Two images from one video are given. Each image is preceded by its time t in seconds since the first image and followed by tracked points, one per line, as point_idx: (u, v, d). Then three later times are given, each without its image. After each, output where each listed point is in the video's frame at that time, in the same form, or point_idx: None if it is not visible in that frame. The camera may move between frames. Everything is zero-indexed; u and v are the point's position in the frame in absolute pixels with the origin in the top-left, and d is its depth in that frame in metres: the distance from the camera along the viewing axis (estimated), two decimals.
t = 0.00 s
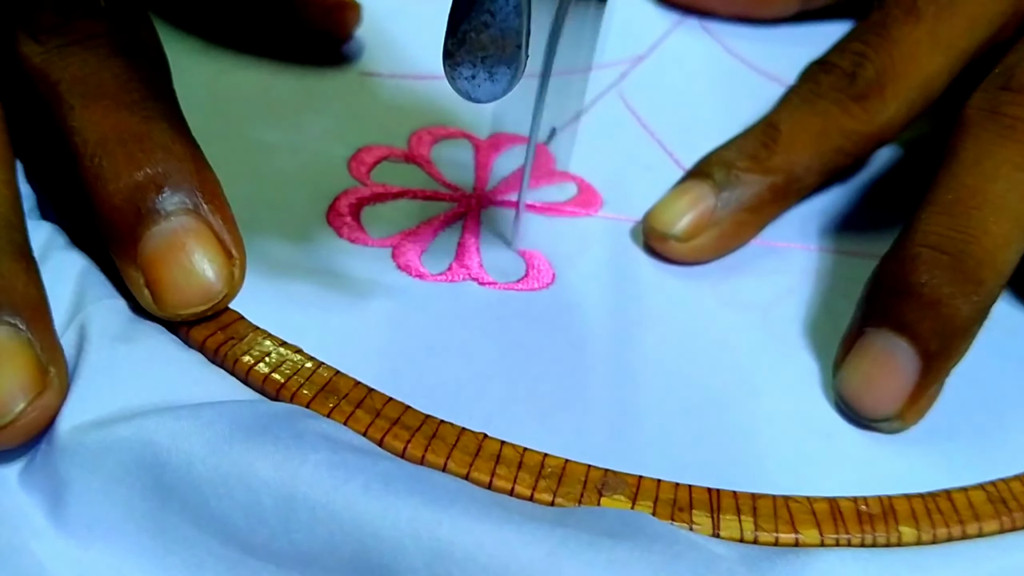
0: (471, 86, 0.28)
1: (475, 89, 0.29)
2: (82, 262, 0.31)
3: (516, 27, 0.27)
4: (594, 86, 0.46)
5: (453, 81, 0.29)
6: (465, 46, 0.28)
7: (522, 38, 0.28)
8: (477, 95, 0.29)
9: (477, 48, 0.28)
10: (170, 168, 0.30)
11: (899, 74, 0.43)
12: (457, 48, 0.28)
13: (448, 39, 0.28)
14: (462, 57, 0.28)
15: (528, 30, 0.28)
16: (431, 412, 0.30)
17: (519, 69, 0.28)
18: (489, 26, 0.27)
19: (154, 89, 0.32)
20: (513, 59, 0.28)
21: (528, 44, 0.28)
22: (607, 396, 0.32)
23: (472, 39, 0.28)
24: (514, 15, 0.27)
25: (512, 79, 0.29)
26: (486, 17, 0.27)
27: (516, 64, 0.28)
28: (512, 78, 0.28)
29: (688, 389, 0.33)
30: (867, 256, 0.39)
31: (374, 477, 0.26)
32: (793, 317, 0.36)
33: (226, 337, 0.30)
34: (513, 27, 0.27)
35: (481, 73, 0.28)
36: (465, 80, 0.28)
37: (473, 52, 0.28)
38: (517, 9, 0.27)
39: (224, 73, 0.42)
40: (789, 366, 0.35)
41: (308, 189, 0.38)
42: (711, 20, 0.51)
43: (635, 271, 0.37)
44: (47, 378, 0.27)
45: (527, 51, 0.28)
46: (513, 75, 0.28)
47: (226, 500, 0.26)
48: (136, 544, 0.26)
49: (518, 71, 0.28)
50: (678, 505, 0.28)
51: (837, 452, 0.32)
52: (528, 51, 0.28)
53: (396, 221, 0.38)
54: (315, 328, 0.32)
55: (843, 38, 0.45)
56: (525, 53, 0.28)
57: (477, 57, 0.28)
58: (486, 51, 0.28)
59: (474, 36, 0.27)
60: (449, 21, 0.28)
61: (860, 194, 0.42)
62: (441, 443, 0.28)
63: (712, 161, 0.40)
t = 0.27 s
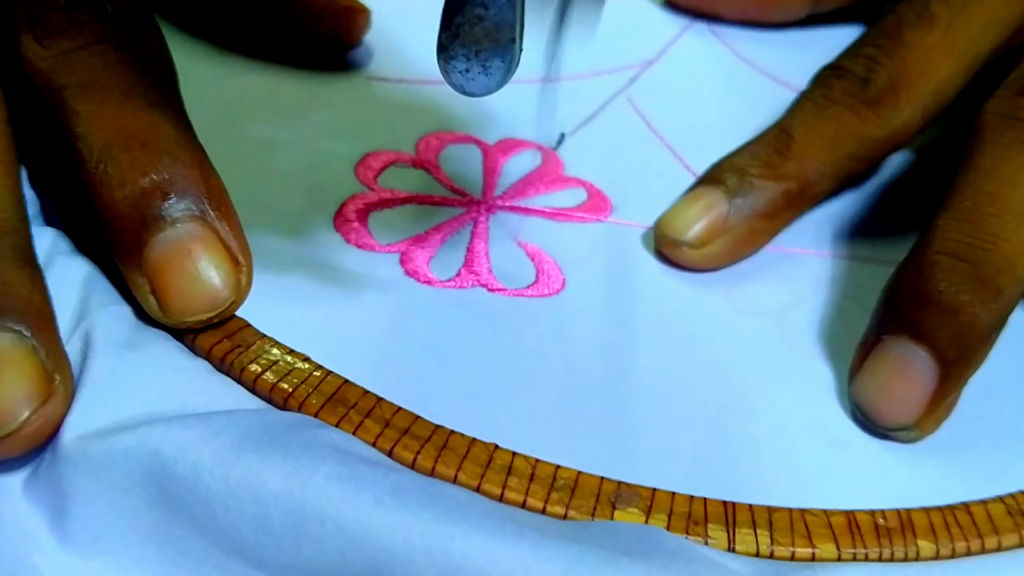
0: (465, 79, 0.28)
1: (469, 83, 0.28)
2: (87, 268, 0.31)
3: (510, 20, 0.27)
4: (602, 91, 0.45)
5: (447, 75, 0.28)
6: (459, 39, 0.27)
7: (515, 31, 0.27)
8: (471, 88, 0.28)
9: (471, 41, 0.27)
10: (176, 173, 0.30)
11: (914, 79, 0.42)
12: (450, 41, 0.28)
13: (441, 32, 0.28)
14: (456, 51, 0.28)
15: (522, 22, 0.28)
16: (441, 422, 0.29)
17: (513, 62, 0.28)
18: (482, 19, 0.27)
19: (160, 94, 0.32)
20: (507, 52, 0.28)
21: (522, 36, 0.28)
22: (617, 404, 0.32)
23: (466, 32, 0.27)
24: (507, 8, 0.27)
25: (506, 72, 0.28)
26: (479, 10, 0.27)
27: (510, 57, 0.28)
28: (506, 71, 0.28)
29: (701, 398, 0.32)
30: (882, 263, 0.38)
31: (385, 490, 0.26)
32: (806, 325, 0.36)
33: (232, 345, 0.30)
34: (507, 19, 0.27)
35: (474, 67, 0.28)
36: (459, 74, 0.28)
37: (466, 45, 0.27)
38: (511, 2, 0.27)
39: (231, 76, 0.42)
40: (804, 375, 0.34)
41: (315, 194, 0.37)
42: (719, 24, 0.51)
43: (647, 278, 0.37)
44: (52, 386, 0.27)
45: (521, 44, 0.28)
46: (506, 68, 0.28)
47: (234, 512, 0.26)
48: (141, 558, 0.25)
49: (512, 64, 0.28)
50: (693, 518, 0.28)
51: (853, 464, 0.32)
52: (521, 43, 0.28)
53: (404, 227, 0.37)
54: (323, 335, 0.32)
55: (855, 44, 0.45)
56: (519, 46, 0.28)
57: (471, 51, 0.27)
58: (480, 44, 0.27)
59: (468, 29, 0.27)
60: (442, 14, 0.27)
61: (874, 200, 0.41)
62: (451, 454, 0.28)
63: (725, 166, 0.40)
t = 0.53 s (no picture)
0: (465, 74, 0.29)
1: (469, 78, 0.29)
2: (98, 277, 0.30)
3: (509, 16, 0.28)
4: (617, 95, 0.45)
5: (448, 69, 0.29)
6: (460, 34, 0.28)
7: (514, 27, 0.28)
8: (471, 83, 0.29)
9: (471, 36, 0.28)
10: (190, 182, 0.29)
11: (932, 85, 0.42)
12: (451, 37, 0.29)
13: (443, 29, 0.29)
14: (456, 46, 0.29)
15: (521, 19, 0.29)
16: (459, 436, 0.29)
17: (512, 57, 0.29)
18: (482, 15, 0.28)
19: (173, 102, 0.32)
20: (506, 47, 0.29)
21: (522, 32, 0.29)
22: (636, 416, 0.31)
23: (466, 27, 0.28)
24: (507, 4, 0.28)
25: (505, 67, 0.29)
26: (479, 6, 0.28)
27: (510, 52, 0.29)
28: (505, 65, 0.29)
29: (721, 410, 0.32)
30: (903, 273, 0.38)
31: (405, 508, 0.25)
32: (826, 335, 0.35)
33: (247, 357, 0.29)
34: (506, 14, 0.28)
35: (474, 62, 0.29)
36: (460, 69, 0.29)
37: (466, 41, 0.28)
38: None
39: (241, 82, 0.41)
40: (825, 385, 0.34)
41: (328, 201, 0.37)
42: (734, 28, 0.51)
43: (664, 287, 0.36)
44: (67, 398, 0.26)
45: (520, 40, 0.29)
46: (506, 63, 0.29)
47: (252, 528, 0.25)
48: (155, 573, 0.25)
49: (511, 60, 0.29)
50: (716, 535, 0.27)
51: (876, 478, 0.31)
52: (521, 39, 0.29)
53: (417, 235, 0.37)
54: (337, 346, 0.31)
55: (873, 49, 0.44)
56: (519, 42, 0.29)
57: (471, 46, 0.28)
58: (480, 39, 0.28)
59: (468, 24, 0.28)
60: (444, 10, 0.29)
61: (891, 208, 0.41)
62: (469, 468, 0.27)
63: (743, 173, 0.39)
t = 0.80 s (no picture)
0: (464, 66, 0.28)
1: (468, 70, 0.28)
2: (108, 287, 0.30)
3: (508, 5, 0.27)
4: (630, 100, 0.45)
5: (445, 61, 0.28)
6: (458, 26, 0.27)
7: (515, 18, 0.27)
8: (470, 75, 0.28)
9: (470, 27, 0.27)
10: (197, 191, 0.29)
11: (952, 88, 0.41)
12: (449, 28, 0.27)
13: (441, 19, 0.28)
14: (455, 38, 0.27)
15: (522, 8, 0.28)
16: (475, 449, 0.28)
17: (513, 49, 0.28)
18: (481, 5, 0.27)
19: (182, 108, 0.31)
20: (506, 38, 0.27)
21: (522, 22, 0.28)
22: (653, 427, 0.31)
23: (464, 18, 0.27)
24: None
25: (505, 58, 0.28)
26: None
27: (510, 43, 0.28)
28: (505, 57, 0.28)
29: (740, 420, 0.31)
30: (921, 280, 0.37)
31: (421, 525, 0.25)
32: (845, 344, 0.35)
33: (260, 367, 0.29)
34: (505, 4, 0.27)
35: (474, 54, 0.28)
36: (458, 60, 0.28)
37: (465, 32, 0.27)
38: None
39: (251, 85, 0.41)
40: (844, 395, 0.33)
41: (340, 206, 0.36)
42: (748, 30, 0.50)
43: (680, 294, 0.36)
44: (74, 413, 0.26)
45: (521, 29, 0.28)
46: (506, 55, 0.28)
47: (265, 545, 0.25)
48: None
49: (511, 51, 0.28)
50: (736, 551, 0.27)
51: (898, 490, 0.30)
52: (521, 29, 0.28)
53: (430, 241, 0.36)
54: (351, 356, 0.31)
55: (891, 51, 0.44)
56: (519, 32, 0.28)
57: (470, 37, 0.27)
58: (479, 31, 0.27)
59: (466, 15, 0.27)
60: None
61: (907, 213, 0.40)
62: (485, 482, 0.27)
63: (763, 179, 0.39)
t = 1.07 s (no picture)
0: (461, 60, 0.28)
1: (466, 64, 0.28)
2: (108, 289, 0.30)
3: None
4: (635, 94, 0.44)
5: (443, 54, 0.28)
6: (455, 17, 0.27)
7: (512, 10, 0.27)
8: (468, 69, 0.28)
9: (467, 19, 0.27)
10: (192, 190, 0.29)
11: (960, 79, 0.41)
12: (447, 20, 0.27)
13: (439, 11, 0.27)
14: (453, 30, 0.27)
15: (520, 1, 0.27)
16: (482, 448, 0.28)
17: (511, 43, 0.27)
18: None
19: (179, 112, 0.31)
20: (503, 30, 0.27)
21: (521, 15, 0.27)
22: (662, 423, 0.30)
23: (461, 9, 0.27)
24: None
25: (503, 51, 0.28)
26: None
27: (508, 36, 0.27)
28: (503, 50, 0.27)
29: (748, 415, 0.31)
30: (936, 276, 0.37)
31: (428, 527, 0.24)
32: (852, 339, 0.35)
33: (265, 367, 0.29)
34: None
35: (471, 47, 0.27)
36: (455, 53, 0.28)
37: (462, 24, 0.27)
38: None
39: (251, 84, 0.40)
40: (853, 388, 0.33)
41: (342, 206, 0.36)
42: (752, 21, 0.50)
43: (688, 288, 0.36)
44: (60, 419, 0.25)
45: (520, 22, 0.28)
46: (503, 48, 0.27)
47: (266, 548, 0.24)
48: None
49: (510, 45, 0.27)
50: (747, 548, 0.26)
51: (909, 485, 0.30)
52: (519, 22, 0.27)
53: (434, 240, 0.36)
54: (356, 354, 0.31)
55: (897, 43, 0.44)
56: (518, 26, 0.28)
57: (467, 30, 0.27)
58: (476, 23, 0.27)
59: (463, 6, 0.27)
60: None
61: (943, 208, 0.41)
62: (493, 481, 0.27)
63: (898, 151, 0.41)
